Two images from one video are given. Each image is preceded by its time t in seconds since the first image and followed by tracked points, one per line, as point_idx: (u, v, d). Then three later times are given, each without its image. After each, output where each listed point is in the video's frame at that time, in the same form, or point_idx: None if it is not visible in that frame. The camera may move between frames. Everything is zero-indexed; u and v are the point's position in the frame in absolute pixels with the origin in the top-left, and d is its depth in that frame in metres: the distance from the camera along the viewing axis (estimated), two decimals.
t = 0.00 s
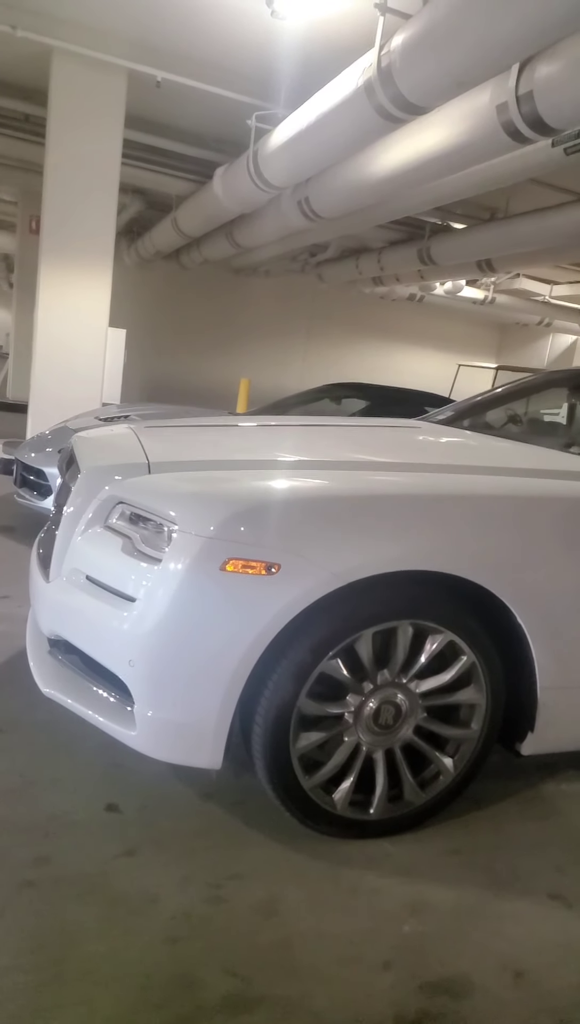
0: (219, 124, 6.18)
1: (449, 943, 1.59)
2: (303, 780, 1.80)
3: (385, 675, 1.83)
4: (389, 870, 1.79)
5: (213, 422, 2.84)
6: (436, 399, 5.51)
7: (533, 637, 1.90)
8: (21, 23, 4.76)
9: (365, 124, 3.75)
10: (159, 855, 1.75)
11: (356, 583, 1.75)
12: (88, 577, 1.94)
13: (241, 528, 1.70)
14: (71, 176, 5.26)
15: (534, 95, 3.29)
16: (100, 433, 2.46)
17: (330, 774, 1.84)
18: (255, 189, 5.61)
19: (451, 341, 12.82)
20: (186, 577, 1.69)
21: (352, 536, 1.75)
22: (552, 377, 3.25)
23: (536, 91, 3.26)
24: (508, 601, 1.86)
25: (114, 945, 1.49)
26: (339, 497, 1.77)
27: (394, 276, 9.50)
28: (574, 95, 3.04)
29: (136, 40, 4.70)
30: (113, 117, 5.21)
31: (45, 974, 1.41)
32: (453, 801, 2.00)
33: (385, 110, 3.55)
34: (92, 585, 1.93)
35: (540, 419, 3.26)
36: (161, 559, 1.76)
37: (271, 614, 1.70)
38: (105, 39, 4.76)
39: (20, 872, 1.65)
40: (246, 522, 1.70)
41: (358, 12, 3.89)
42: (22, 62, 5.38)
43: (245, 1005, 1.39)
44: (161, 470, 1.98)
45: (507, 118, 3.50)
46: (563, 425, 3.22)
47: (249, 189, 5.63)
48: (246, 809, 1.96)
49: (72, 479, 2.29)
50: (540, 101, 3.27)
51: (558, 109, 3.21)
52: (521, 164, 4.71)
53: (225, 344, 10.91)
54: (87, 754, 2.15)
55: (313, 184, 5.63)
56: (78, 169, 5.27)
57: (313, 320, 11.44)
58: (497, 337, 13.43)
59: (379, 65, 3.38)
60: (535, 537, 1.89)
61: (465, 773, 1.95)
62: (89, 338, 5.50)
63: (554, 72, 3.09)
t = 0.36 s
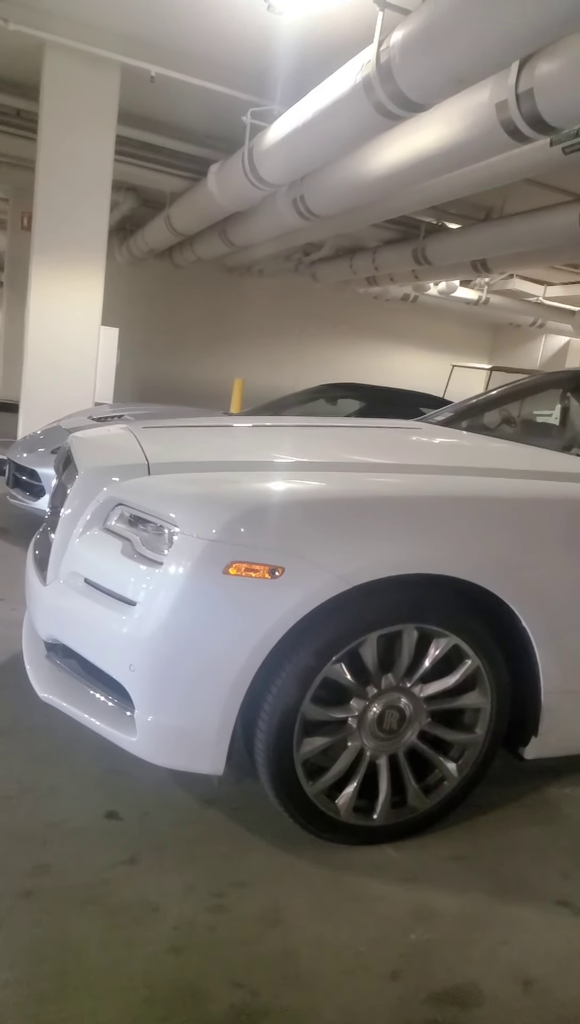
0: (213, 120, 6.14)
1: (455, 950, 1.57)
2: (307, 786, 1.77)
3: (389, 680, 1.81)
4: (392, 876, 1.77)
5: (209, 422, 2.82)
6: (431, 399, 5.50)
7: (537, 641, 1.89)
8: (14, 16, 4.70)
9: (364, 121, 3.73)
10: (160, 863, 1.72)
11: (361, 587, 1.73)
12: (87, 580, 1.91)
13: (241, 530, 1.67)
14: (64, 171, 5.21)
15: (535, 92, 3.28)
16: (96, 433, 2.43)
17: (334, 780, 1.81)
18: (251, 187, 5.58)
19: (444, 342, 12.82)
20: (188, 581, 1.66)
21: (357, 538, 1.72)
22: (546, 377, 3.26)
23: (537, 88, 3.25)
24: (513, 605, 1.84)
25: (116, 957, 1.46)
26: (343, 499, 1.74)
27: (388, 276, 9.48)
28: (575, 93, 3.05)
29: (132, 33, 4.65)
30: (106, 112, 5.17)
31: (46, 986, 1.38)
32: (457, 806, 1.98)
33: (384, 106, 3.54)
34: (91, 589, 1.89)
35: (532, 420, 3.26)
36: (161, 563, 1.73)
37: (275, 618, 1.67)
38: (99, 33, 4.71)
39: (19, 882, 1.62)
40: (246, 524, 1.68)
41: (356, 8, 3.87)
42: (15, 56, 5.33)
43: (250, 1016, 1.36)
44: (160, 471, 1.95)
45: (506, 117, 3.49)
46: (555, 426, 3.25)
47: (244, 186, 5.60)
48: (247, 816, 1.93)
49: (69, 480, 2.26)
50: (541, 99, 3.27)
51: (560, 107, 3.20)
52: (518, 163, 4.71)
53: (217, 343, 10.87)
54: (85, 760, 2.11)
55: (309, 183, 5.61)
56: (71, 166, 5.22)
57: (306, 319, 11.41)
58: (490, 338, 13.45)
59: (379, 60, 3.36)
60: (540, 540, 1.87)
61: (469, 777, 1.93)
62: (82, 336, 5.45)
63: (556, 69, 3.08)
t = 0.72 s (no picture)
0: (207, 111, 6.10)
1: (458, 951, 1.56)
2: (308, 788, 1.76)
3: (391, 681, 1.80)
4: (394, 878, 1.76)
5: (205, 421, 2.80)
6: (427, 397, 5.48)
7: (539, 643, 1.88)
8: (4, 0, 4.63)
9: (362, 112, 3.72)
10: (160, 866, 1.71)
11: (363, 588, 1.72)
12: (85, 580, 1.88)
13: (240, 529, 1.66)
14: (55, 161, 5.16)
15: (537, 83, 3.33)
16: (92, 431, 2.41)
17: (335, 782, 1.80)
18: (245, 180, 5.54)
19: (438, 338, 12.82)
20: (189, 581, 1.64)
21: (359, 539, 1.71)
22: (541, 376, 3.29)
23: (539, 79, 3.30)
24: (515, 605, 1.83)
25: (118, 962, 1.44)
26: (344, 498, 1.73)
27: (383, 271, 9.46)
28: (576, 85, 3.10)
29: (124, 19, 4.60)
30: (98, 101, 5.12)
31: (46, 991, 1.36)
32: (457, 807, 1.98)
33: (383, 96, 3.54)
34: (90, 589, 1.87)
35: (526, 419, 3.26)
36: (161, 563, 1.71)
37: (277, 619, 1.66)
38: (91, 18, 4.65)
39: (18, 885, 1.60)
40: (246, 523, 1.66)
41: None
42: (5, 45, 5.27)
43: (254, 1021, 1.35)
44: (159, 470, 1.93)
45: (507, 109, 3.53)
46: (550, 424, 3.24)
47: (238, 180, 5.57)
48: (247, 818, 1.92)
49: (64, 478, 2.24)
50: (543, 89, 3.32)
51: (561, 98, 3.25)
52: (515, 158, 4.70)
53: (211, 338, 10.83)
54: (82, 762, 2.10)
55: (304, 176, 5.58)
56: (64, 156, 5.18)
57: (300, 315, 11.38)
58: (484, 336, 13.46)
59: (378, 49, 3.34)
60: (542, 540, 1.86)
61: (470, 779, 1.92)
62: (73, 330, 5.40)
63: (557, 60, 3.13)
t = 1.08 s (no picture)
0: (203, 100, 6.02)
1: (465, 950, 1.55)
2: (313, 785, 1.74)
3: (397, 678, 1.78)
4: (399, 876, 1.74)
5: (204, 414, 2.77)
6: (424, 390, 5.47)
7: (546, 639, 1.87)
8: None
9: (364, 102, 3.68)
10: (164, 865, 1.68)
11: (370, 584, 1.69)
12: (86, 574, 1.85)
13: (244, 523, 1.63)
14: (50, 151, 5.09)
15: (540, 74, 3.29)
16: (91, 423, 2.37)
17: (340, 779, 1.78)
18: (242, 170, 5.48)
19: (433, 332, 12.79)
20: (194, 576, 1.62)
21: (366, 534, 1.69)
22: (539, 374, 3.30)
23: (542, 70, 3.26)
24: (523, 601, 1.82)
25: (123, 962, 1.42)
26: (351, 492, 1.71)
27: (379, 264, 9.42)
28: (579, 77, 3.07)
29: (121, 6, 4.53)
30: (94, 90, 5.06)
31: (50, 994, 1.34)
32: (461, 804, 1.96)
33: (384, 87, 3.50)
34: (91, 583, 1.83)
35: (521, 413, 3.25)
36: (165, 557, 1.69)
37: (283, 615, 1.64)
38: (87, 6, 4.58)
39: (20, 885, 1.58)
40: (251, 517, 1.64)
41: None
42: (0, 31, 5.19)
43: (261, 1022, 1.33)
44: (162, 463, 1.90)
45: (509, 101, 3.51)
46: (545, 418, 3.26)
47: (235, 170, 5.51)
48: (250, 815, 1.90)
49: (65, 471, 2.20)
50: (546, 82, 3.28)
51: (564, 91, 3.23)
52: (515, 149, 4.68)
53: (205, 329, 10.75)
54: (82, 758, 2.07)
55: (301, 167, 5.53)
56: (58, 143, 5.10)
57: (295, 307, 11.33)
58: (479, 329, 13.44)
59: (380, 40, 3.30)
60: (549, 535, 1.85)
61: (475, 776, 1.91)
62: (67, 320, 5.34)
63: (562, 51, 3.10)
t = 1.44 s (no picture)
0: (201, 97, 5.97)
1: (469, 960, 1.53)
2: (315, 790, 1.71)
3: (401, 682, 1.75)
4: (401, 883, 1.72)
5: (203, 411, 2.74)
6: (421, 391, 5.45)
7: (551, 644, 1.84)
8: None
9: (365, 103, 3.66)
10: (162, 871, 1.65)
11: (375, 587, 1.67)
12: (86, 573, 1.81)
13: (246, 523, 1.60)
14: (47, 147, 5.04)
15: (541, 78, 3.26)
16: (89, 420, 2.33)
17: (342, 784, 1.75)
18: (241, 168, 5.44)
19: (428, 332, 12.79)
20: (197, 577, 1.58)
21: (373, 536, 1.66)
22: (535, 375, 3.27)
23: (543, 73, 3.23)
24: (528, 605, 1.79)
25: (122, 973, 1.39)
26: (357, 493, 1.68)
27: (375, 264, 9.40)
28: None
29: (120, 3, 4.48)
30: (92, 85, 5.00)
31: (46, 1006, 1.30)
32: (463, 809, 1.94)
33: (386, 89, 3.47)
34: (90, 583, 1.80)
35: (516, 413, 3.32)
36: (166, 557, 1.65)
37: (288, 617, 1.61)
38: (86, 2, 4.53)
39: (15, 892, 1.54)
40: (253, 516, 1.60)
41: None
42: None
43: None
44: (164, 460, 1.87)
45: (510, 103, 3.48)
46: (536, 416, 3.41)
47: (234, 167, 5.47)
48: (249, 819, 1.87)
49: (64, 467, 2.16)
50: (547, 84, 3.26)
51: (565, 94, 3.20)
52: (516, 150, 4.66)
53: (200, 327, 10.70)
54: (78, 760, 2.03)
55: (300, 166, 5.50)
56: (55, 139, 5.04)
57: (290, 306, 11.30)
58: (473, 330, 13.45)
59: (383, 40, 3.27)
60: (556, 538, 1.83)
61: (477, 781, 1.88)
62: (62, 315, 5.27)
63: (562, 54, 3.06)
